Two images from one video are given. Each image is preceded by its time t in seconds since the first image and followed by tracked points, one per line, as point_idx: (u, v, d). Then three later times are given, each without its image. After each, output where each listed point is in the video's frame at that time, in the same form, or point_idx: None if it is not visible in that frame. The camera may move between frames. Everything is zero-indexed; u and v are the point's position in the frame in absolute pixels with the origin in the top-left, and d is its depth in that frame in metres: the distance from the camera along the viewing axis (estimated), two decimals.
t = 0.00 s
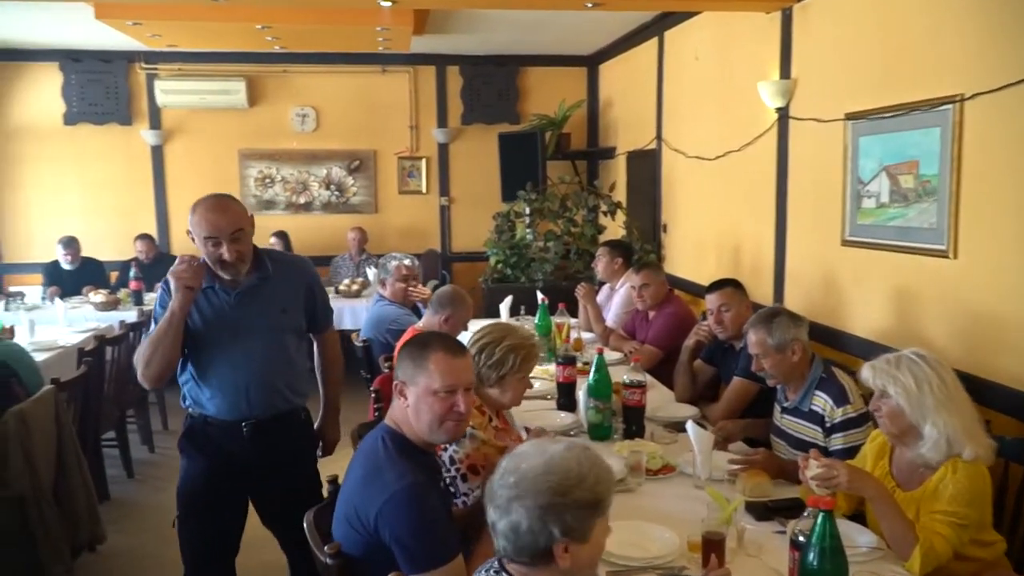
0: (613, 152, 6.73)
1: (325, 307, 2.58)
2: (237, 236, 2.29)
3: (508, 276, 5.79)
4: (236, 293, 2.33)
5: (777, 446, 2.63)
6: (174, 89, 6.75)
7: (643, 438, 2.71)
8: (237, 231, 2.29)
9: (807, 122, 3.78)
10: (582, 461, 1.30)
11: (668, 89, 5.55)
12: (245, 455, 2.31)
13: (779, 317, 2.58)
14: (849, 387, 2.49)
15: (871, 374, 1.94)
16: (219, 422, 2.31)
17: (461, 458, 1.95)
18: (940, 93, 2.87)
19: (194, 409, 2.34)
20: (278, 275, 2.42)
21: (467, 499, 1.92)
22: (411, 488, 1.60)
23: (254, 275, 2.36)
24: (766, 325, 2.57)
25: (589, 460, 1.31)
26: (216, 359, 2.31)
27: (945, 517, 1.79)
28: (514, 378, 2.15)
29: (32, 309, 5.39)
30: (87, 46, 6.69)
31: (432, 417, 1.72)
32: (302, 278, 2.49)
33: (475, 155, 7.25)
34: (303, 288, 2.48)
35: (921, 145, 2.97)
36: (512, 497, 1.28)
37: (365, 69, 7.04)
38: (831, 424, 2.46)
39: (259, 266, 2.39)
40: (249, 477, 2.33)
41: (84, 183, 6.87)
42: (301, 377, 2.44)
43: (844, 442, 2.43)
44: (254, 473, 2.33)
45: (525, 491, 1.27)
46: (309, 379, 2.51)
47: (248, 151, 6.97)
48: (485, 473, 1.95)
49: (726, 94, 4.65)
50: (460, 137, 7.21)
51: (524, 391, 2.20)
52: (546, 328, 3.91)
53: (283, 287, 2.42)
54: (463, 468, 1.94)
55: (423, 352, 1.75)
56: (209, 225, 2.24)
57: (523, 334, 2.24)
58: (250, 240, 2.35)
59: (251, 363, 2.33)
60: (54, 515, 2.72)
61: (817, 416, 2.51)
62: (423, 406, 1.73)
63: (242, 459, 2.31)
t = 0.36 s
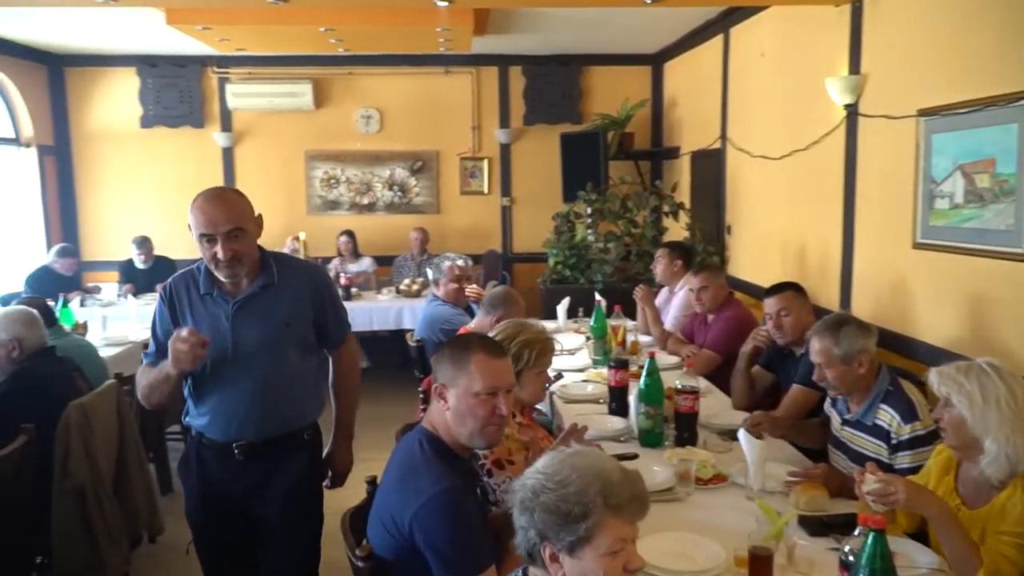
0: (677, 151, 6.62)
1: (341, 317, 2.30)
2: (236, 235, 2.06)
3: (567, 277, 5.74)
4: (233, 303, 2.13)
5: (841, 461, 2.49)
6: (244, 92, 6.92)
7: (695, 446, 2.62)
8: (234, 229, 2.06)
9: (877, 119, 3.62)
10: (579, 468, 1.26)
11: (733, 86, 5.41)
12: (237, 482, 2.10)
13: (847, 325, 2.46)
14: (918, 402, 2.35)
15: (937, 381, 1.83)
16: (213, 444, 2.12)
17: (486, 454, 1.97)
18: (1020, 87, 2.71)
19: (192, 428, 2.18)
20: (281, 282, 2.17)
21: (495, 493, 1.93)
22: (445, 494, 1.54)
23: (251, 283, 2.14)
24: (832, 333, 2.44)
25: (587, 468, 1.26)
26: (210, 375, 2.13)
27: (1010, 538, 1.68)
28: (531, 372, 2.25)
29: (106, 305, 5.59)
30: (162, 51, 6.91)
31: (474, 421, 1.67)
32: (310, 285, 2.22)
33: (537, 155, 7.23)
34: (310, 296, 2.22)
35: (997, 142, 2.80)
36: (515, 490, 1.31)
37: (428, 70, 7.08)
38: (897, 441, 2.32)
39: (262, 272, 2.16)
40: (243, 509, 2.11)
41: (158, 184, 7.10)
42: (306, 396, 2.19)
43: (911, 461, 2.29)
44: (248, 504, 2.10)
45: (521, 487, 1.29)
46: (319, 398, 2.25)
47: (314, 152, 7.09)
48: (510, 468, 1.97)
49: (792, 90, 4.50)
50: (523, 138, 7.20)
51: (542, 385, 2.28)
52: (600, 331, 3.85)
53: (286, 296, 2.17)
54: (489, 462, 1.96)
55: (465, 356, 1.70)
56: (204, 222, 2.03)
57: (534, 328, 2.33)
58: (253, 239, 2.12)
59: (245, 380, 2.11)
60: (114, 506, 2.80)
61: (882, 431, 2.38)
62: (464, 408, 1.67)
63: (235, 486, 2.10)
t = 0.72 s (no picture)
0: (725, 152, 6.51)
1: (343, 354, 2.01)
2: (225, 253, 1.84)
3: (609, 279, 5.70)
4: (216, 330, 1.89)
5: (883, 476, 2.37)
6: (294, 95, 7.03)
7: (729, 453, 2.56)
8: (222, 246, 1.83)
9: (928, 118, 3.50)
10: (578, 471, 1.25)
11: (781, 86, 5.29)
12: (208, 532, 1.89)
13: (895, 333, 2.31)
14: (965, 414, 2.19)
15: (978, 385, 1.75)
16: (188, 484, 1.92)
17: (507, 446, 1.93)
18: None
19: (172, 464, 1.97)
20: (273, 310, 1.91)
21: (519, 484, 1.90)
22: (460, 500, 1.53)
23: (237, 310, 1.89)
24: (878, 341, 2.30)
25: (585, 473, 1.24)
26: (186, 409, 1.90)
27: None
28: (536, 364, 2.36)
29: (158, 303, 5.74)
30: (216, 55, 7.06)
31: (493, 421, 1.65)
32: (306, 316, 1.94)
33: (583, 156, 7.19)
34: (306, 329, 1.93)
35: None
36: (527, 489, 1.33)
37: (474, 71, 7.10)
38: (943, 456, 2.17)
39: (254, 298, 1.91)
40: (218, 559, 1.89)
41: (211, 185, 7.27)
42: (293, 439, 1.93)
43: (957, 477, 2.14)
44: (224, 557, 1.89)
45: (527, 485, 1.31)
46: (312, 443, 1.98)
47: (361, 153, 7.17)
48: (532, 457, 1.94)
49: (841, 89, 4.39)
50: (568, 139, 7.17)
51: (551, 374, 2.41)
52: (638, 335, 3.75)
53: (276, 327, 1.90)
54: (510, 454, 1.92)
55: (481, 358, 1.68)
56: (191, 236, 1.82)
57: (531, 321, 2.43)
58: (249, 256, 1.91)
59: (221, 419, 1.88)
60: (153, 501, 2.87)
61: (928, 446, 2.24)
62: (482, 409, 1.66)
63: (206, 535, 1.89)
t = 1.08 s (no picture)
0: (747, 152, 6.45)
1: (301, 373, 1.62)
2: (132, 255, 1.49)
3: (627, 279, 5.69)
4: (142, 346, 1.55)
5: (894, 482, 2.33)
6: (317, 96, 7.08)
7: (740, 457, 2.53)
8: (131, 246, 1.49)
9: (950, 117, 3.44)
10: (565, 476, 1.24)
11: (804, 85, 5.23)
12: None
13: (910, 336, 2.26)
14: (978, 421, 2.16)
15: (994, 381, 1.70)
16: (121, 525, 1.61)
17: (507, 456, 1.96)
18: None
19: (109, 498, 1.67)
20: (208, 322, 1.56)
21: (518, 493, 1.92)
22: (456, 503, 1.54)
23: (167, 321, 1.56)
24: (891, 344, 2.25)
25: (569, 479, 1.23)
26: (113, 439, 1.58)
27: None
28: (543, 367, 2.33)
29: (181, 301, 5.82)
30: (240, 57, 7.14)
31: (491, 422, 1.68)
32: (250, 325, 1.57)
33: (604, 157, 7.17)
34: (249, 344, 1.57)
35: None
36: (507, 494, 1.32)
37: (495, 72, 7.10)
38: (955, 462, 2.13)
39: (187, 307, 1.57)
40: None
41: (234, 186, 7.35)
42: (240, 473, 1.58)
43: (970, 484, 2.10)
44: None
45: (509, 491, 1.30)
46: (268, 477, 1.64)
47: (383, 154, 7.20)
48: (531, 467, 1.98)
49: (863, 88, 4.33)
50: (589, 139, 7.15)
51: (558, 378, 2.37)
52: (654, 335, 3.72)
53: (212, 343, 1.55)
54: (510, 465, 1.94)
55: (476, 361, 1.72)
56: (96, 236, 1.49)
57: (537, 324, 2.41)
58: (173, 255, 1.55)
59: (149, 452, 1.55)
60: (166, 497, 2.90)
61: (940, 452, 2.20)
62: (480, 409, 1.68)
63: None
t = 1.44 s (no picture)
0: (769, 151, 6.39)
1: (157, 400, 1.45)
2: None
3: (646, 279, 5.67)
4: None
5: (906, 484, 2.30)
6: (338, 95, 7.12)
7: (751, 459, 2.51)
8: None
9: (971, 115, 3.38)
10: (588, 487, 1.21)
11: (825, 83, 5.17)
12: None
13: (922, 337, 2.23)
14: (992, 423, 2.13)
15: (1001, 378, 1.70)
16: None
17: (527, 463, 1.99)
18: None
19: None
20: (39, 346, 1.42)
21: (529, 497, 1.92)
22: (456, 504, 1.55)
23: None
24: (904, 345, 2.22)
25: (597, 489, 1.21)
26: None
27: None
28: (577, 372, 2.22)
29: (202, 299, 5.89)
30: (263, 57, 7.19)
31: (494, 421, 1.71)
32: (86, 345, 1.41)
33: (625, 156, 7.14)
34: (85, 371, 1.41)
35: None
36: (510, 500, 1.25)
37: (516, 71, 7.10)
38: (968, 465, 2.11)
39: (16, 329, 1.43)
40: None
41: (257, 185, 7.42)
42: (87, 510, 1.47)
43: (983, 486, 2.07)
44: None
45: (519, 499, 1.23)
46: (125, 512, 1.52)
47: (403, 153, 7.23)
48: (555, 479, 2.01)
49: (885, 86, 4.27)
50: (609, 138, 7.13)
51: (592, 385, 2.24)
52: (668, 336, 3.70)
53: (40, 374, 1.41)
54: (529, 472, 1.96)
55: (480, 361, 1.75)
56: None
57: (570, 329, 2.33)
58: None
59: None
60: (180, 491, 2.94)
61: (953, 454, 2.17)
62: (483, 408, 1.71)
63: None
